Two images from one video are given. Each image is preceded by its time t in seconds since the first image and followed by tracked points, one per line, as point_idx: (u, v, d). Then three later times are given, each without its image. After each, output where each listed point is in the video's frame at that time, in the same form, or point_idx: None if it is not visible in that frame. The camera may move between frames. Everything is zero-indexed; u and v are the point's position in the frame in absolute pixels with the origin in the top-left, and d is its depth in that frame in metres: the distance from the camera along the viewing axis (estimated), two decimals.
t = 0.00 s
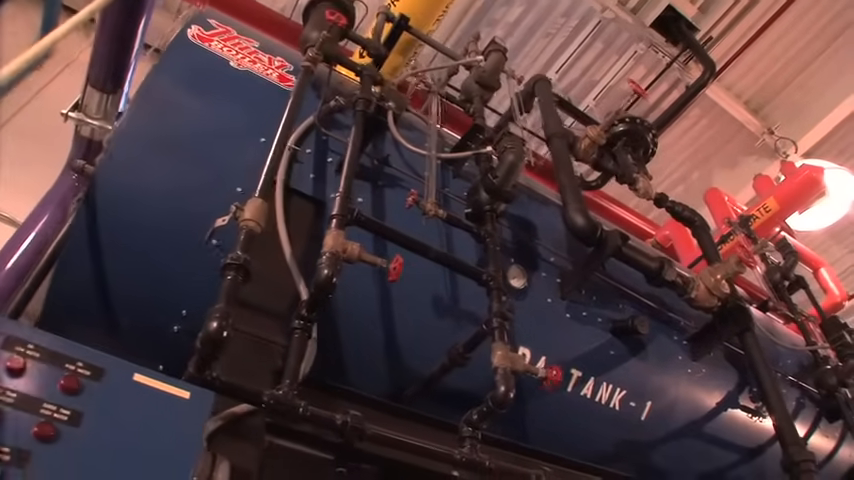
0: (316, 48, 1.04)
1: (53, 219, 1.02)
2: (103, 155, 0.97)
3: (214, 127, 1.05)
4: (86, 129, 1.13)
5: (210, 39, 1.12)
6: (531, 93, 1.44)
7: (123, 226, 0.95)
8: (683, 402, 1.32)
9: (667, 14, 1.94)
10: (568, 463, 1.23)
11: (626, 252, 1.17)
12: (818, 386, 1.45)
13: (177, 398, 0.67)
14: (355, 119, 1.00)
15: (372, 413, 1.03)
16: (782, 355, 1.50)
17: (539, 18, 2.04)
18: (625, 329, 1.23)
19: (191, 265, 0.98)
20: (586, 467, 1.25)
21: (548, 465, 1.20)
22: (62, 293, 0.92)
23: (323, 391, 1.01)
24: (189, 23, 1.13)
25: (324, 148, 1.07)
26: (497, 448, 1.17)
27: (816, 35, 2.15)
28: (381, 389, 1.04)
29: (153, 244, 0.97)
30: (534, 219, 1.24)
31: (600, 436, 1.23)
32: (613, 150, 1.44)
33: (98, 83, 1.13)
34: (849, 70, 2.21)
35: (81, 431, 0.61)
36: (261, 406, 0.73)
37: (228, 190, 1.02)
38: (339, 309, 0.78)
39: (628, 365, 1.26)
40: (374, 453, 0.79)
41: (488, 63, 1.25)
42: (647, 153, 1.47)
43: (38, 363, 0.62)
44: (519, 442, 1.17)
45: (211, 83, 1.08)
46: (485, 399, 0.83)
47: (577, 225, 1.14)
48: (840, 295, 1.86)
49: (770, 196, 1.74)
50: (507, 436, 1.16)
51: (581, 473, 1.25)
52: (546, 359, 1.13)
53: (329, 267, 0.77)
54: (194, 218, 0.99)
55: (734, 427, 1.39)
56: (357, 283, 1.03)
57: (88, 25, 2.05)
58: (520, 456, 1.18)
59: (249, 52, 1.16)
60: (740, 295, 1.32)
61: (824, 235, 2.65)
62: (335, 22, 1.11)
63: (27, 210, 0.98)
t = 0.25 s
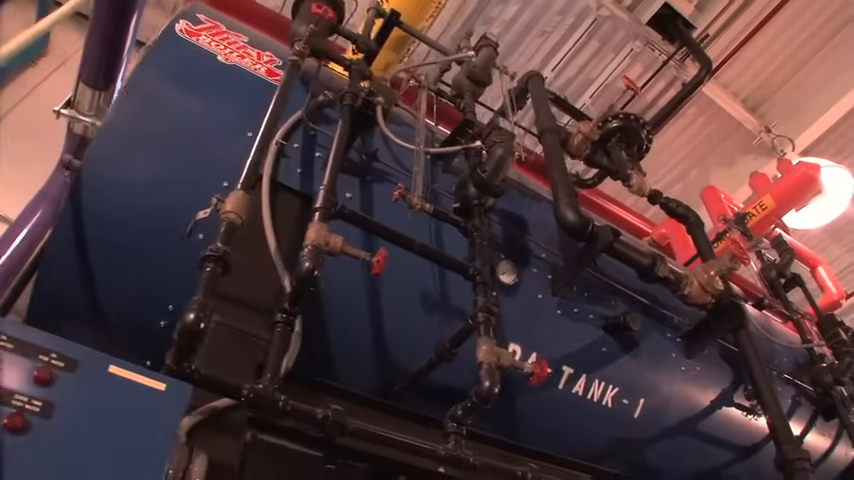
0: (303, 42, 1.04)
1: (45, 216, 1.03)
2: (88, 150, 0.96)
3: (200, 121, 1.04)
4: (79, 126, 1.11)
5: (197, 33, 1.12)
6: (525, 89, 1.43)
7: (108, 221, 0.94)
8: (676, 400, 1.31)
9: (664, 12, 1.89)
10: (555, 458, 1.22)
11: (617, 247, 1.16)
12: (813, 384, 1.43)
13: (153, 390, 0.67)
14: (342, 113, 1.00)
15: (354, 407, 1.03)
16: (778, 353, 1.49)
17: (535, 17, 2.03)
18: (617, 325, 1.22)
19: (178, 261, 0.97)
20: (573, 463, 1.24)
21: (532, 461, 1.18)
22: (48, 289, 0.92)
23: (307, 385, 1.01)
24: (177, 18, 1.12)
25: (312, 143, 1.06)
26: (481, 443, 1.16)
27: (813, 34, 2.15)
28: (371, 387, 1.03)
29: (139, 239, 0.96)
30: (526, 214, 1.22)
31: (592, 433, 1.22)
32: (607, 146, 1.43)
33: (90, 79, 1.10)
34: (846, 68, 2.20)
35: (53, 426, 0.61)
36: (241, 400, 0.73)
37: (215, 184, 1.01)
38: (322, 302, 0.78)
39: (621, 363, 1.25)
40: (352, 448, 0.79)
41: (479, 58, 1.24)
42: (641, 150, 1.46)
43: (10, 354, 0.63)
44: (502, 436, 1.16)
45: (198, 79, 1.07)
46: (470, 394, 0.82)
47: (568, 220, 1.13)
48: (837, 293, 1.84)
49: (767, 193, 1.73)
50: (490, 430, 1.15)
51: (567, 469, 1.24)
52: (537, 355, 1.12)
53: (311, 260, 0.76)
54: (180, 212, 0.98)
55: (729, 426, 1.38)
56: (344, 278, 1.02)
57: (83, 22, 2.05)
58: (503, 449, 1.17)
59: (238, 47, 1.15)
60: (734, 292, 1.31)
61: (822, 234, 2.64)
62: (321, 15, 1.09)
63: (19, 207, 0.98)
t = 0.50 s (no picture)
0: (290, 36, 1.03)
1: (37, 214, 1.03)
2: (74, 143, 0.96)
3: (187, 114, 1.03)
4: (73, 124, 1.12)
5: (186, 28, 1.11)
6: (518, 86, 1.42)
7: (94, 215, 0.94)
8: (670, 397, 1.30)
9: (661, 9, 1.91)
10: (542, 455, 1.21)
11: (608, 243, 1.14)
12: (809, 382, 1.42)
13: (130, 382, 0.68)
14: (329, 107, 0.99)
15: (336, 402, 1.02)
16: (773, 351, 1.48)
17: (531, 15, 2.02)
18: (609, 322, 1.21)
19: (165, 255, 0.97)
20: (559, 460, 1.23)
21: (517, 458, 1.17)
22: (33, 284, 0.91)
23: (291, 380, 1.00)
24: (166, 12, 1.12)
25: (300, 137, 1.05)
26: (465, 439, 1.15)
27: (809, 33, 2.14)
28: (359, 382, 1.03)
29: (125, 233, 0.95)
30: (517, 210, 1.21)
31: (585, 431, 1.21)
32: (600, 143, 1.42)
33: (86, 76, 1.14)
34: (844, 67, 2.19)
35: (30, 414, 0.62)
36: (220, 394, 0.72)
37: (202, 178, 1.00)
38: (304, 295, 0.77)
39: (613, 360, 1.23)
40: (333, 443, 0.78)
41: (470, 53, 1.22)
42: (636, 147, 1.45)
43: None
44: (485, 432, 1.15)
45: (186, 72, 1.06)
46: (454, 389, 0.80)
47: (558, 216, 1.11)
48: (835, 293, 1.83)
49: (763, 191, 1.72)
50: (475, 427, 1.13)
51: (553, 466, 1.22)
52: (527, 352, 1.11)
53: (292, 253, 0.76)
54: (166, 206, 0.97)
55: (723, 424, 1.37)
56: (331, 273, 1.01)
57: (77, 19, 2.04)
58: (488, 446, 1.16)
59: (226, 42, 1.15)
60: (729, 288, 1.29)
61: (820, 232, 2.63)
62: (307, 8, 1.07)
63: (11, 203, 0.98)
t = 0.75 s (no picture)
0: (277, 29, 1.02)
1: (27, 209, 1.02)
2: (59, 135, 0.95)
3: (174, 108, 1.02)
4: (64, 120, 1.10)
5: (173, 22, 1.11)
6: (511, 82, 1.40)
7: (79, 208, 0.93)
8: (663, 395, 1.29)
9: (657, 7, 1.83)
10: (528, 452, 1.19)
11: (599, 238, 1.13)
12: (804, 380, 1.41)
13: (106, 374, 0.73)
14: (315, 101, 0.99)
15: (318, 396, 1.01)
16: (769, 349, 1.47)
17: (526, 12, 2.01)
18: (600, 318, 1.20)
19: (150, 250, 0.96)
20: (545, 457, 1.21)
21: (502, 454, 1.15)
22: (19, 278, 0.90)
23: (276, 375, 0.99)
24: (154, 6, 1.12)
25: (287, 132, 1.05)
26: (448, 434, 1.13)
27: (807, 30, 2.12)
28: (347, 379, 1.02)
29: (110, 227, 0.94)
30: (507, 205, 1.20)
31: (577, 429, 1.19)
32: (594, 139, 1.41)
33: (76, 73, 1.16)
34: (841, 64, 2.18)
35: (8, 403, 0.66)
36: (199, 387, 0.71)
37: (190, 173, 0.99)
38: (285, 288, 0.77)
39: (605, 357, 1.22)
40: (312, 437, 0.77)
41: (460, 48, 1.21)
42: (630, 143, 1.44)
43: None
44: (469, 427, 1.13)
45: (174, 66, 1.05)
46: (437, 384, 0.79)
47: (548, 211, 1.11)
48: (833, 291, 1.82)
49: (759, 188, 1.70)
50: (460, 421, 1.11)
51: (539, 463, 1.20)
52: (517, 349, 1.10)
53: (273, 246, 0.75)
54: (153, 200, 0.96)
55: (717, 422, 1.36)
56: (317, 267, 1.00)
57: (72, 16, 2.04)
58: (471, 442, 1.14)
59: (214, 36, 1.15)
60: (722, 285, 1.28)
61: (817, 231, 2.63)
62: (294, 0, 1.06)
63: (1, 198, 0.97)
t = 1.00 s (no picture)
0: (263, 23, 1.02)
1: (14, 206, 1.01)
2: (44, 128, 0.93)
3: (161, 102, 1.02)
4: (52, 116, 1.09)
5: (161, 16, 1.11)
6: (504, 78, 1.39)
7: (65, 201, 0.91)
8: (656, 393, 1.27)
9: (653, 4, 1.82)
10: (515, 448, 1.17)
11: (590, 234, 1.12)
12: (800, 378, 1.40)
13: (80, 365, 0.66)
14: (302, 95, 0.98)
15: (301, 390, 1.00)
16: (764, 347, 1.47)
17: (522, 10, 2.00)
18: (592, 314, 1.19)
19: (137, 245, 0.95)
20: (530, 452, 1.20)
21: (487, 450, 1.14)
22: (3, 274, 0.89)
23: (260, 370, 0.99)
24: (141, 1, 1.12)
25: (275, 126, 1.04)
26: (433, 429, 1.11)
27: (805, 28, 2.11)
28: (335, 375, 1.02)
29: (96, 221, 0.93)
30: (498, 201, 1.19)
31: (569, 427, 1.18)
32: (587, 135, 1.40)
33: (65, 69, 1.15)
34: (839, 62, 2.17)
35: (6, 401, 0.60)
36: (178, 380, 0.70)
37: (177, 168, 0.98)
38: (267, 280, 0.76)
39: (597, 354, 1.21)
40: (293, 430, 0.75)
41: (451, 42, 1.20)
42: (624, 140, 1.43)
43: None
44: (457, 423, 1.11)
45: (161, 63, 1.05)
46: (420, 379, 0.77)
47: (539, 207, 1.10)
48: (830, 289, 1.82)
49: (755, 186, 1.70)
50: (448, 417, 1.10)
51: (524, 459, 1.19)
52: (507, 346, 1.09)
53: (254, 238, 0.75)
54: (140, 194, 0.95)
55: (712, 421, 1.34)
56: (304, 261, 0.99)
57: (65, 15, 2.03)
58: (456, 437, 1.12)
59: (202, 31, 1.15)
60: (716, 281, 1.26)
61: (815, 229, 2.62)
62: None
63: None
